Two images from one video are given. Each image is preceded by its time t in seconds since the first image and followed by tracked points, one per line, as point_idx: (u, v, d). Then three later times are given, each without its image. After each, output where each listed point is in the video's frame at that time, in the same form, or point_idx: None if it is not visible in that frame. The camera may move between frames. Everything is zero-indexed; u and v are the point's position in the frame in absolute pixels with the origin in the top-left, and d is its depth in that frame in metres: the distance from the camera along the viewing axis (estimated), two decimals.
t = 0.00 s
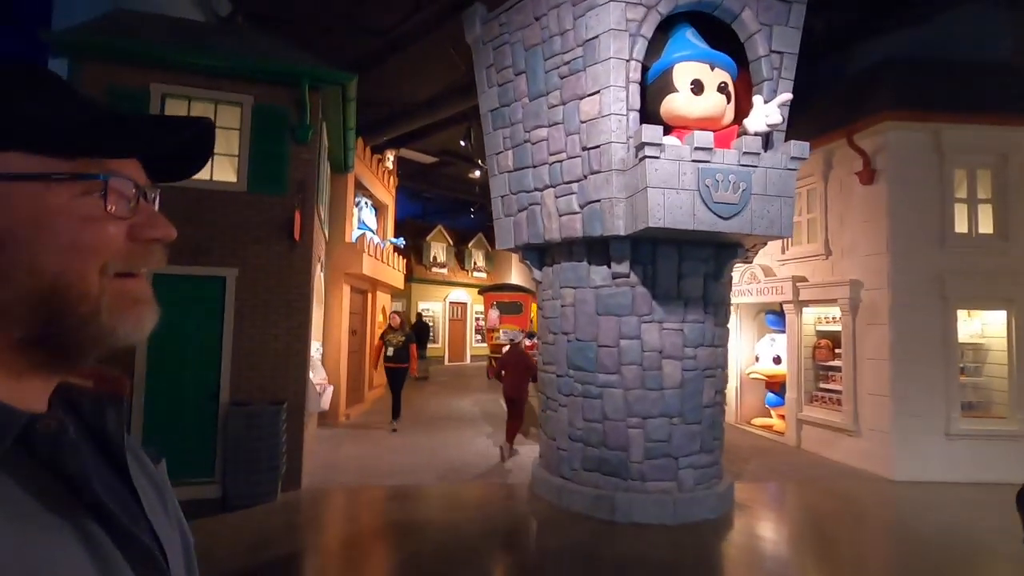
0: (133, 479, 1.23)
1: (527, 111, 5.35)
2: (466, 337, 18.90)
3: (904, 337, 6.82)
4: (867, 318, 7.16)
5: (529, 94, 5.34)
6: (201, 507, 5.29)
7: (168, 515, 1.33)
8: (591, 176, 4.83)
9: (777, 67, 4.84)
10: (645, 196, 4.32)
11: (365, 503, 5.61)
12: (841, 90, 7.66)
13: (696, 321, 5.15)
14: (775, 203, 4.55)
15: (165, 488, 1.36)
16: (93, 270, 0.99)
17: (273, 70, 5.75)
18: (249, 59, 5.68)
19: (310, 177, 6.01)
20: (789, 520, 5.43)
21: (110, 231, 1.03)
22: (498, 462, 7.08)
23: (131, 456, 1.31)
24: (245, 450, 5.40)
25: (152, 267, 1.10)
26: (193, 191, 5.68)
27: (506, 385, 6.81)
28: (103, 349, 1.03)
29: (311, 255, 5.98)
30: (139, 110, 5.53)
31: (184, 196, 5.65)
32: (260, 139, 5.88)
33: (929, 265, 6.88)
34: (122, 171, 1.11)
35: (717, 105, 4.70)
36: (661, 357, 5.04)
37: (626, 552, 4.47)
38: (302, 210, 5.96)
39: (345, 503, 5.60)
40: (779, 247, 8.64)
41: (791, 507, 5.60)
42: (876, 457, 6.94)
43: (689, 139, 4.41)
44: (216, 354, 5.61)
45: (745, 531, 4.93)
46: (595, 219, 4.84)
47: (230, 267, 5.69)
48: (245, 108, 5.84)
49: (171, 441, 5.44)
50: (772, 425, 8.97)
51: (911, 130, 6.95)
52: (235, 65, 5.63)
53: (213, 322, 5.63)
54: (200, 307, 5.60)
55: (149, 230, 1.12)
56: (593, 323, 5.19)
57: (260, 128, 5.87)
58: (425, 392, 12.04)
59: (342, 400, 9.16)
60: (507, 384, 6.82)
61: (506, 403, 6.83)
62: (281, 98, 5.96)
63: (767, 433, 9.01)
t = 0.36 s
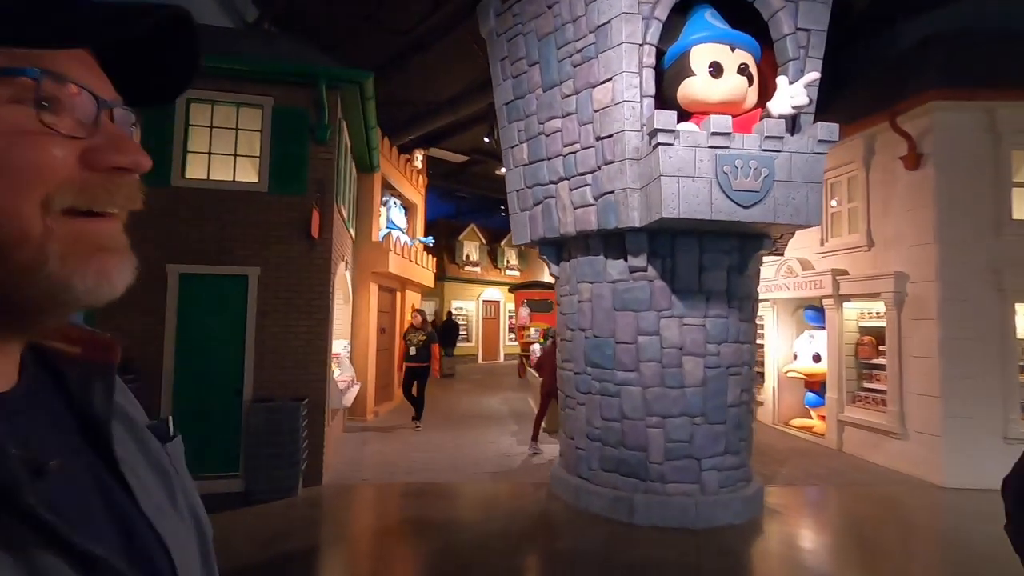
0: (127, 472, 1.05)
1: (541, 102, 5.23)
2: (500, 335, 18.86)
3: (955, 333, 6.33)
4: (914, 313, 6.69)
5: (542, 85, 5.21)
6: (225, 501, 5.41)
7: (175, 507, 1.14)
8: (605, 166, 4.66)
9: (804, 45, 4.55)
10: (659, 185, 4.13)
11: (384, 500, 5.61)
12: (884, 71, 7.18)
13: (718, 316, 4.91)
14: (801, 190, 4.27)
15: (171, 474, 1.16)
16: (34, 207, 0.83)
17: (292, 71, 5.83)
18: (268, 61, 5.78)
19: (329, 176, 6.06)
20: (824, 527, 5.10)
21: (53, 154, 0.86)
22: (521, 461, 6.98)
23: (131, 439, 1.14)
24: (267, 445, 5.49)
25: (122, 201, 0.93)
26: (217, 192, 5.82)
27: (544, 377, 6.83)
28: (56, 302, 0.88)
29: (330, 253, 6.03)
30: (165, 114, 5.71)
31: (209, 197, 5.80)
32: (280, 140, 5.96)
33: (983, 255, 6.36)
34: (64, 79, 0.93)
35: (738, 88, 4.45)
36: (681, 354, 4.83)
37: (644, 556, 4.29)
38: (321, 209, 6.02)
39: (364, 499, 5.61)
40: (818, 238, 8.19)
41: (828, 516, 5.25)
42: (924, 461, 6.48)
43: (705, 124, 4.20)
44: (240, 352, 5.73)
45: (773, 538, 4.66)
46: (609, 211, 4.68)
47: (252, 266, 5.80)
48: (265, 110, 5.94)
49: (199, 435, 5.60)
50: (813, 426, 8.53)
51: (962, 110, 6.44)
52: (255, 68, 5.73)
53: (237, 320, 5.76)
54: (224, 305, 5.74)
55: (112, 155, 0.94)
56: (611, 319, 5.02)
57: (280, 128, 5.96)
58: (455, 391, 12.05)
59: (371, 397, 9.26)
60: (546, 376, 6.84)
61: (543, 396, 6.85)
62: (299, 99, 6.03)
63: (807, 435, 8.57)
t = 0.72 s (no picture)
0: None
1: (529, 96, 5.12)
2: (510, 333, 18.80)
3: (967, 328, 6.07)
4: (925, 308, 6.43)
5: (529, 79, 5.10)
6: (218, 502, 5.43)
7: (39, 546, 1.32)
8: (591, 161, 4.54)
9: (797, 30, 4.37)
10: (642, 179, 4.00)
11: (375, 501, 5.57)
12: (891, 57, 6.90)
13: (711, 314, 4.76)
14: (793, 182, 4.10)
15: (56, 519, 1.36)
16: None
17: (280, 72, 5.81)
18: (256, 63, 5.77)
19: (320, 176, 6.03)
20: (829, 530, 4.92)
21: None
22: (519, 461, 6.88)
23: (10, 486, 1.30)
24: (259, 446, 5.50)
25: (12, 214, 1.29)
26: (209, 195, 5.82)
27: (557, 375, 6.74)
28: None
29: (323, 253, 6.01)
30: (156, 118, 5.74)
31: (201, 200, 5.81)
32: (271, 140, 5.94)
33: (997, 246, 6.09)
34: None
35: (727, 77, 4.29)
36: (673, 353, 4.69)
37: (631, 560, 4.18)
38: (312, 209, 5.99)
39: (355, 500, 5.58)
40: (826, 231, 7.94)
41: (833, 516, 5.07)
42: (936, 462, 6.22)
43: (691, 115, 4.06)
44: (233, 354, 5.74)
45: (770, 541, 4.51)
46: (596, 206, 4.55)
47: (244, 268, 5.81)
48: (255, 111, 5.93)
49: (193, 436, 5.64)
50: (823, 425, 8.29)
51: (971, 96, 6.17)
52: (243, 70, 5.73)
53: (230, 322, 5.77)
54: (218, 307, 5.76)
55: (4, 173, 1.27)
56: (600, 317, 4.89)
57: (271, 128, 5.94)
58: (462, 390, 12.01)
59: (373, 397, 9.25)
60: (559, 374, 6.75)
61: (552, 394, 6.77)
62: (289, 100, 6.01)
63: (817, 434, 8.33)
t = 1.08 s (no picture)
0: None
1: (503, 84, 4.97)
2: (504, 331, 18.67)
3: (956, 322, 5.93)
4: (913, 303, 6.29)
5: (503, 67, 4.96)
6: (187, 502, 5.29)
7: None
8: (564, 150, 4.41)
9: (773, 15, 4.23)
10: (613, 167, 3.86)
11: (348, 500, 5.44)
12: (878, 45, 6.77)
13: (690, 307, 4.63)
14: (770, 169, 3.96)
15: None
16: None
17: (251, 61, 5.67)
18: (226, 52, 5.62)
19: (293, 168, 5.89)
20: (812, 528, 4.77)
21: None
22: (500, 459, 6.74)
23: None
24: (229, 445, 5.36)
25: None
26: (179, 188, 5.67)
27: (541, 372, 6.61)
28: None
29: (296, 248, 5.87)
30: (123, 110, 5.60)
31: (170, 194, 5.66)
32: (243, 132, 5.80)
33: (985, 238, 5.96)
34: None
35: (702, 62, 4.15)
36: (650, 347, 4.56)
37: (605, 561, 4.03)
38: (285, 202, 5.85)
39: (328, 500, 5.44)
40: (815, 225, 7.80)
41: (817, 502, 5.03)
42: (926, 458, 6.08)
43: (664, 101, 3.93)
44: (204, 351, 5.61)
45: (749, 540, 4.37)
46: (569, 196, 4.41)
47: (215, 262, 5.67)
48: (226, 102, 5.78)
49: (164, 435, 5.51)
50: (812, 422, 8.16)
51: (959, 84, 6.04)
52: (213, 60, 5.59)
53: (201, 318, 5.63)
54: (188, 304, 5.62)
55: None
56: (576, 311, 4.76)
57: (242, 120, 5.79)
58: (451, 388, 11.87)
59: (357, 395, 9.11)
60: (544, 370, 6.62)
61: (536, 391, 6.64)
62: (260, 90, 5.86)
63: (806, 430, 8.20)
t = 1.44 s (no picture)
0: None
1: (471, 79, 4.79)
2: (491, 332, 18.49)
3: (939, 324, 5.80)
4: (895, 304, 6.16)
5: (471, 60, 4.78)
6: (142, 513, 5.06)
7: None
8: (531, 146, 4.23)
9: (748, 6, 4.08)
10: (578, 164, 3.69)
11: (312, 510, 5.24)
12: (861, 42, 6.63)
13: (662, 310, 4.46)
14: (741, 167, 3.80)
15: None
16: None
17: (212, 55, 5.46)
18: (187, 45, 5.41)
19: (257, 166, 5.69)
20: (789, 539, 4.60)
21: None
22: (475, 466, 6.56)
23: None
24: (187, 453, 5.15)
25: None
26: (137, 186, 5.45)
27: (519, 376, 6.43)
28: None
29: (261, 248, 5.66)
30: (79, 104, 5.39)
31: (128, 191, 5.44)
32: (204, 127, 5.59)
33: (969, 238, 5.83)
34: None
35: (673, 55, 3.99)
36: (621, 351, 4.39)
37: None
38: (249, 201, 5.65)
39: (292, 509, 5.24)
40: (799, 225, 7.67)
41: (784, 493, 4.85)
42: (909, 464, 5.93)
43: (631, 94, 3.76)
44: (163, 356, 5.40)
45: (722, 552, 4.20)
46: (536, 194, 4.24)
47: (176, 263, 5.46)
48: (187, 96, 5.57)
49: (121, 443, 5.31)
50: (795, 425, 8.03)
51: (943, 81, 5.90)
52: (172, 53, 5.37)
53: (160, 322, 5.42)
54: (147, 306, 5.41)
55: None
56: (545, 314, 4.59)
57: (204, 115, 5.58)
58: (433, 391, 11.68)
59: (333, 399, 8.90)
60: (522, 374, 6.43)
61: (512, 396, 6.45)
62: (223, 85, 5.66)
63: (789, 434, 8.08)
